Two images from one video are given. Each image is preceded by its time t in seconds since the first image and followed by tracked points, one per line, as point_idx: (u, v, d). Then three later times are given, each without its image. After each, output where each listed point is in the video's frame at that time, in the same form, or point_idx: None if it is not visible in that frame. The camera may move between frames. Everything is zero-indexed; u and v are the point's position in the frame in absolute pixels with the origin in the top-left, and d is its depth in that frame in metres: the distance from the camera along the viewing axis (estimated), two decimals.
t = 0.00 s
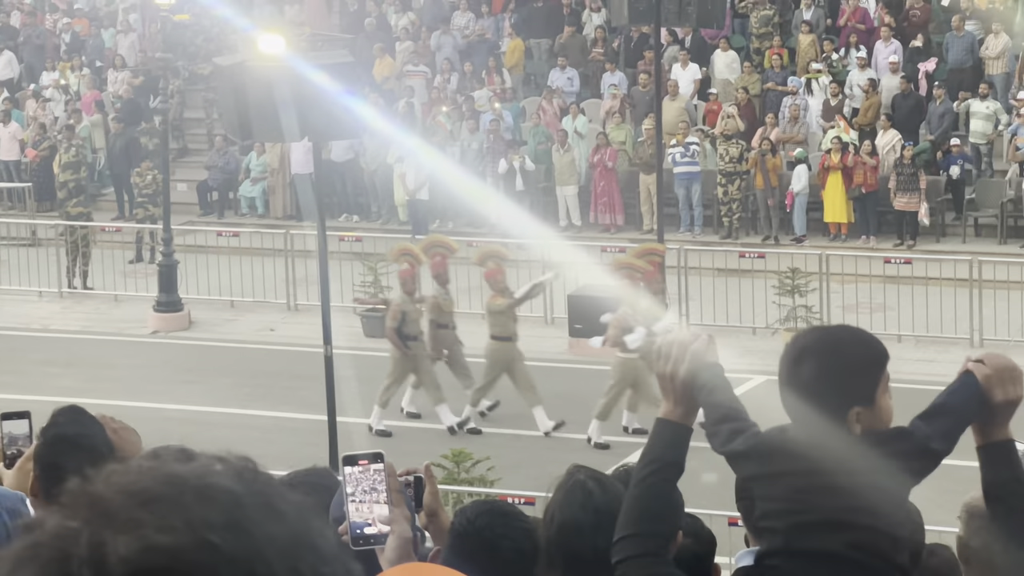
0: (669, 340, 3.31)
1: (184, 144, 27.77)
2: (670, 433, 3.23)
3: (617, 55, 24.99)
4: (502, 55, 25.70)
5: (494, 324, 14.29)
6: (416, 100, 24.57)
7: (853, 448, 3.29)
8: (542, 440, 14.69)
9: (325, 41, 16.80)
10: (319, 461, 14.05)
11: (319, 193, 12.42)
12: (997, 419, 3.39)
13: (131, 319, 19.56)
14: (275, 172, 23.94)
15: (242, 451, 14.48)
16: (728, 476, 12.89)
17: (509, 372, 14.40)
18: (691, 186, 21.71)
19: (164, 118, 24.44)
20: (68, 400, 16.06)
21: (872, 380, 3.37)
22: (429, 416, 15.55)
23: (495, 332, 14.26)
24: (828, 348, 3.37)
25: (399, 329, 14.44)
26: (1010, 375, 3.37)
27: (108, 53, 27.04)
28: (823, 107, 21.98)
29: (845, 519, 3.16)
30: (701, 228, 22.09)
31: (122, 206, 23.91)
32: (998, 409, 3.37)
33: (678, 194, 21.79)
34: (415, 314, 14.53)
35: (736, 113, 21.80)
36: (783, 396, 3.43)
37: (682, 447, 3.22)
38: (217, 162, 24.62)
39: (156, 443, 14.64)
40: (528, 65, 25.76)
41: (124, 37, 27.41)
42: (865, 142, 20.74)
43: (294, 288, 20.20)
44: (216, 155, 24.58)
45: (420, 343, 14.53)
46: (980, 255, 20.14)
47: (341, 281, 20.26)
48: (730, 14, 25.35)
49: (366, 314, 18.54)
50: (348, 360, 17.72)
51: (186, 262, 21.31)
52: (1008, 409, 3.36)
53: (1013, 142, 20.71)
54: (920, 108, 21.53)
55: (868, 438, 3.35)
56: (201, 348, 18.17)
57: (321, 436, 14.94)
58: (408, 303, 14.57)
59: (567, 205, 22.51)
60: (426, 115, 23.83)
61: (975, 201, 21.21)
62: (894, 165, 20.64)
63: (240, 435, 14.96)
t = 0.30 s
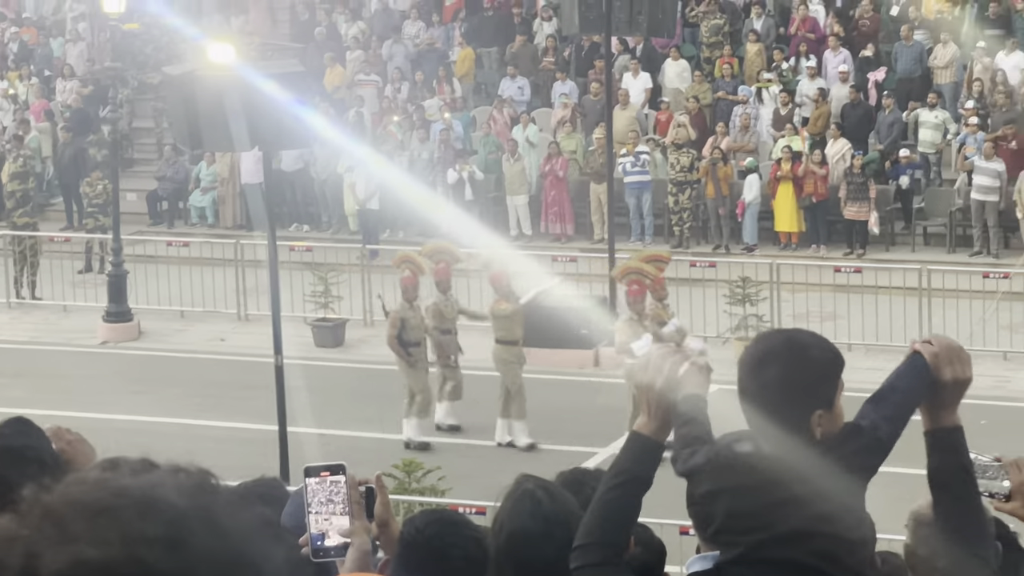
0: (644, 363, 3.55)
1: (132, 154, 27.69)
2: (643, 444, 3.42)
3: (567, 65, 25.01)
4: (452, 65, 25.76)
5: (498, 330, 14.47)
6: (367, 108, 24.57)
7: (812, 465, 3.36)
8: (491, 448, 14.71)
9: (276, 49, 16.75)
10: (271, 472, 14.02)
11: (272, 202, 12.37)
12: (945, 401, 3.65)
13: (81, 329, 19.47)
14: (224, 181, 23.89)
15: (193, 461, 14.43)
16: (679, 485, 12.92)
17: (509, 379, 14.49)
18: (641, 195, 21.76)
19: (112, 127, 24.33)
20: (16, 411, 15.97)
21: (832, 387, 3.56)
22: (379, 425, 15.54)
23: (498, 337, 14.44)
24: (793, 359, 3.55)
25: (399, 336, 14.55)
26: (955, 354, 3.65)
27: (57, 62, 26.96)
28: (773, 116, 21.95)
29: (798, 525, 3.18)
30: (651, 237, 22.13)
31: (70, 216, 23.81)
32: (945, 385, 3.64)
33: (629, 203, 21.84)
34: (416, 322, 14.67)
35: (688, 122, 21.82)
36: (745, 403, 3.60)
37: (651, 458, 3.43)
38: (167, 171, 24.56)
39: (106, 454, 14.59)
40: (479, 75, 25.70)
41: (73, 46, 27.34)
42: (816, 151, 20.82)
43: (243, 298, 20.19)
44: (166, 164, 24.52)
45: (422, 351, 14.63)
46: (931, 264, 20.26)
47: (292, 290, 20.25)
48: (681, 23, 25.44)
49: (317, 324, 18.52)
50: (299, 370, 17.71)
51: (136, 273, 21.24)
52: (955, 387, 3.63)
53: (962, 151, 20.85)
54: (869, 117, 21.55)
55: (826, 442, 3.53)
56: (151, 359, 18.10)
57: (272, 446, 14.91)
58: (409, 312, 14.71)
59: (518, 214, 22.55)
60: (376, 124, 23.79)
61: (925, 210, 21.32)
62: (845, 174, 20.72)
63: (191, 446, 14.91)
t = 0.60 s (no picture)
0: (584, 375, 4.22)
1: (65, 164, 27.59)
2: (581, 437, 4.11)
3: (502, 74, 25.04)
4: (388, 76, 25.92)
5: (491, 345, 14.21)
6: (303, 118, 24.57)
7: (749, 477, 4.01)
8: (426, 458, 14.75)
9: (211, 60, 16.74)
10: (206, 483, 14.03)
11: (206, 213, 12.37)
12: (881, 412, 4.28)
13: (14, 341, 19.40)
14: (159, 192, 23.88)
15: (128, 472, 14.43)
16: (610, 492, 13.01)
17: (503, 401, 14.32)
18: (576, 206, 21.87)
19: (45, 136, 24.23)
20: None
21: (760, 405, 4.11)
22: (315, 435, 15.55)
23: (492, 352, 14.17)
24: (722, 368, 4.12)
25: (389, 355, 14.23)
26: (888, 366, 4.28)
27: None
28: (707, 126, 21.91)
29: (723, 539, 3.90)
30: (586, 247, 22.22)
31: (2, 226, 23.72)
32: (880, 396, 4.26)
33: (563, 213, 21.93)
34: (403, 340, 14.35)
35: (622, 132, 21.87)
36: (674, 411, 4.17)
37: (588, 452, 4.11)
38: (101, 181, 24.50)
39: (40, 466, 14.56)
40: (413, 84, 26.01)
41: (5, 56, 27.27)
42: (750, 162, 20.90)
43: (178, 309, 20.19)
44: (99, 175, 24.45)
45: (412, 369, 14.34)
46: (863, 272, 20.38)
47: (227, 300, 20.25)
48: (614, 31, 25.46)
49: (253, 334, 18.52)
50: (234, 380, 17.73)
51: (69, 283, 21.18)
52: (891, 396, 4.26)
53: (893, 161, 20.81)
54: (803, 127, 21.60)
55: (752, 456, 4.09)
56: (85, 370, 18.06)
57: (207, 456, 14.91)
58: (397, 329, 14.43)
59: (452, 225, 22.56)
60: (310, 133, 23.70)
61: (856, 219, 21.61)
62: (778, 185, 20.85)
63: (126, 457, 14.90)
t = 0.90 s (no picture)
0: (504, 369, 4.17)
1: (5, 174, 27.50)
2: (510, 448, 4.13)
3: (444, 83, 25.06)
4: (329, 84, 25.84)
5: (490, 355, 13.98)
6: (244, 127, 24.57)
7: (694, 487, 3.96)
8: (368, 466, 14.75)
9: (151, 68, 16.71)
10: (147, 492, 14.00)
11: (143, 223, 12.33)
12: (819, 435, 4.11)
13: None
14: (101, 201, 23.86)
15: (68, 482, 14.38)
16: (551, 499, 13.04)
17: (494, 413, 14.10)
18: (516, 214, 21.85)
19: None
20: None
21: (703, 414, 4.04)
22: (256, 443, 15.53)
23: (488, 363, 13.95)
24: (668, 379, 4.05)
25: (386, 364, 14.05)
26: (824, 390, 4.11)
27: None
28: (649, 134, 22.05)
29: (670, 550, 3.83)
30: (527, 255, 22.25)
31: None
32: (815, 423, 4.09)
33: (504, 221, 21.92)
34: (403, 350, 14.21)
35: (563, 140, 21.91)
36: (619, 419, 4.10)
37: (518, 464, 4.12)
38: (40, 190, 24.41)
39: None
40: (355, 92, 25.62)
41: None
42: (691, 169, 21.00)
43: (119, 317, 20.22)
44: (39, 184, 24.36)
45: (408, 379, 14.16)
46: (803, 279, 20.45)
47: (169, 308, 20.24)
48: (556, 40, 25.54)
49: (195, 343, 18.48)
50: (174, 389, 17.69)
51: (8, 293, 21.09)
52: (823, 422, 4.08)
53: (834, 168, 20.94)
54: (743, 135, 21.69)
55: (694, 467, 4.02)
56: (25, 379, 17.99)
57: (148, 466, 14.87)
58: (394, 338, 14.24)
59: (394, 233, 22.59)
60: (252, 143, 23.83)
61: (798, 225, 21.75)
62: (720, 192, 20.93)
63: (67, 467, 14.84)
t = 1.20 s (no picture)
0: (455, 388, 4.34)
1: None
2: (454, 451, 4.30)
3: (381, 91, 25.04)
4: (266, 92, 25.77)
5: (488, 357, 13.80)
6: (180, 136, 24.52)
7: (631, 494, 4.17)
8: (305, 473, 14.78)
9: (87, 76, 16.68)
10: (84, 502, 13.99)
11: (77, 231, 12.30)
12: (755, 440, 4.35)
13: None
14: (35, 210, 23.77)
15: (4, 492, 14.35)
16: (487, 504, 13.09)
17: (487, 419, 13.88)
18: (453, 221, 21.87)
19: None
20: None
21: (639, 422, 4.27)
22: (193, 451, 15.54)
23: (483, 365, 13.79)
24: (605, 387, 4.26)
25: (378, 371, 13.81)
26: (758, 396, 4.35)
27: None
28: (585, 141, 22.06)
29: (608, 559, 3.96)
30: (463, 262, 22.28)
31: None
32: (754, 428, 4.34)
33: (440, 229, 21.96)
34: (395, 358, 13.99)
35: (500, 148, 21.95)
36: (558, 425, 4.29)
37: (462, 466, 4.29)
38: None
39: None
40: (293, 102, 25.57)
41: None
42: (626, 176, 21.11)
43: (55, 326, 20.17)
44: None
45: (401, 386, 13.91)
46: (737, 286, 20.56)
47: (105, 317, 20.21)
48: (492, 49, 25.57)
49: (131, 351, 18.47)
50: (110, 397, 17.65)
51: None
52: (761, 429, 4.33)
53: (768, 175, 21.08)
54: (679, 143, 21.80)
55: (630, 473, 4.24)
56: None
57: (84, 474, 14.85)
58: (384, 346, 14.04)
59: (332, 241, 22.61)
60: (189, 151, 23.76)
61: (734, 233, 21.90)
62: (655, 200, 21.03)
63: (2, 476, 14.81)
